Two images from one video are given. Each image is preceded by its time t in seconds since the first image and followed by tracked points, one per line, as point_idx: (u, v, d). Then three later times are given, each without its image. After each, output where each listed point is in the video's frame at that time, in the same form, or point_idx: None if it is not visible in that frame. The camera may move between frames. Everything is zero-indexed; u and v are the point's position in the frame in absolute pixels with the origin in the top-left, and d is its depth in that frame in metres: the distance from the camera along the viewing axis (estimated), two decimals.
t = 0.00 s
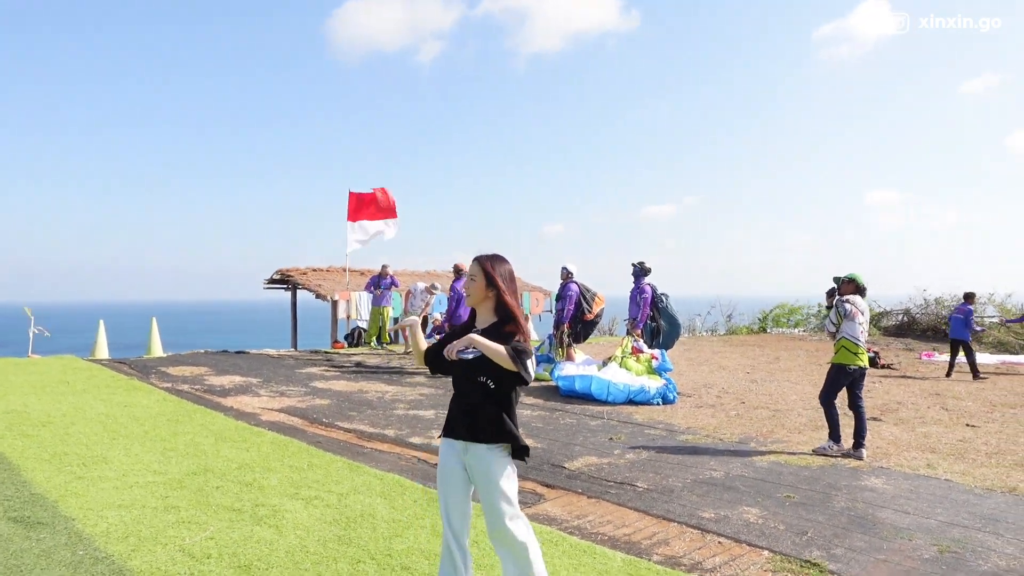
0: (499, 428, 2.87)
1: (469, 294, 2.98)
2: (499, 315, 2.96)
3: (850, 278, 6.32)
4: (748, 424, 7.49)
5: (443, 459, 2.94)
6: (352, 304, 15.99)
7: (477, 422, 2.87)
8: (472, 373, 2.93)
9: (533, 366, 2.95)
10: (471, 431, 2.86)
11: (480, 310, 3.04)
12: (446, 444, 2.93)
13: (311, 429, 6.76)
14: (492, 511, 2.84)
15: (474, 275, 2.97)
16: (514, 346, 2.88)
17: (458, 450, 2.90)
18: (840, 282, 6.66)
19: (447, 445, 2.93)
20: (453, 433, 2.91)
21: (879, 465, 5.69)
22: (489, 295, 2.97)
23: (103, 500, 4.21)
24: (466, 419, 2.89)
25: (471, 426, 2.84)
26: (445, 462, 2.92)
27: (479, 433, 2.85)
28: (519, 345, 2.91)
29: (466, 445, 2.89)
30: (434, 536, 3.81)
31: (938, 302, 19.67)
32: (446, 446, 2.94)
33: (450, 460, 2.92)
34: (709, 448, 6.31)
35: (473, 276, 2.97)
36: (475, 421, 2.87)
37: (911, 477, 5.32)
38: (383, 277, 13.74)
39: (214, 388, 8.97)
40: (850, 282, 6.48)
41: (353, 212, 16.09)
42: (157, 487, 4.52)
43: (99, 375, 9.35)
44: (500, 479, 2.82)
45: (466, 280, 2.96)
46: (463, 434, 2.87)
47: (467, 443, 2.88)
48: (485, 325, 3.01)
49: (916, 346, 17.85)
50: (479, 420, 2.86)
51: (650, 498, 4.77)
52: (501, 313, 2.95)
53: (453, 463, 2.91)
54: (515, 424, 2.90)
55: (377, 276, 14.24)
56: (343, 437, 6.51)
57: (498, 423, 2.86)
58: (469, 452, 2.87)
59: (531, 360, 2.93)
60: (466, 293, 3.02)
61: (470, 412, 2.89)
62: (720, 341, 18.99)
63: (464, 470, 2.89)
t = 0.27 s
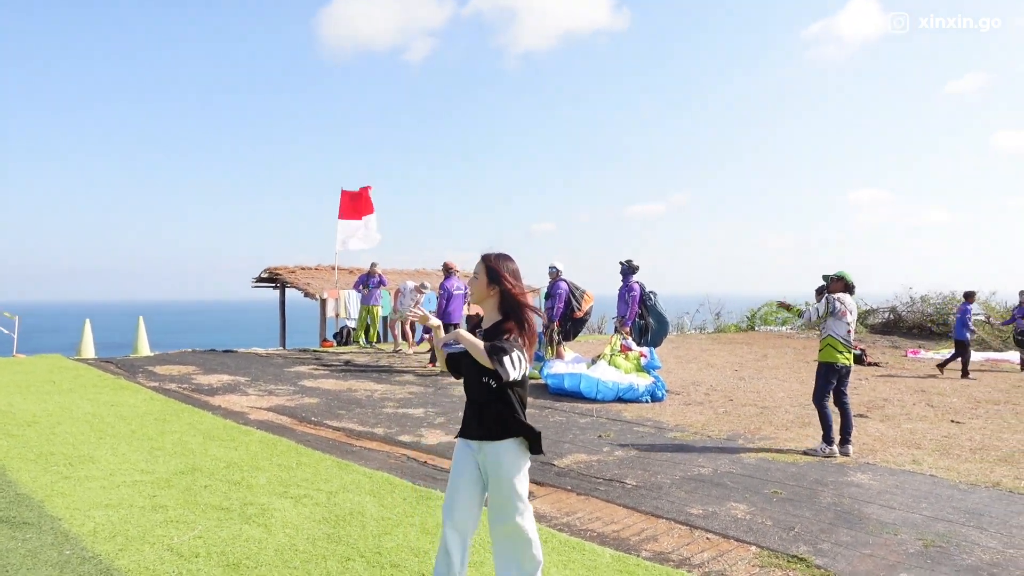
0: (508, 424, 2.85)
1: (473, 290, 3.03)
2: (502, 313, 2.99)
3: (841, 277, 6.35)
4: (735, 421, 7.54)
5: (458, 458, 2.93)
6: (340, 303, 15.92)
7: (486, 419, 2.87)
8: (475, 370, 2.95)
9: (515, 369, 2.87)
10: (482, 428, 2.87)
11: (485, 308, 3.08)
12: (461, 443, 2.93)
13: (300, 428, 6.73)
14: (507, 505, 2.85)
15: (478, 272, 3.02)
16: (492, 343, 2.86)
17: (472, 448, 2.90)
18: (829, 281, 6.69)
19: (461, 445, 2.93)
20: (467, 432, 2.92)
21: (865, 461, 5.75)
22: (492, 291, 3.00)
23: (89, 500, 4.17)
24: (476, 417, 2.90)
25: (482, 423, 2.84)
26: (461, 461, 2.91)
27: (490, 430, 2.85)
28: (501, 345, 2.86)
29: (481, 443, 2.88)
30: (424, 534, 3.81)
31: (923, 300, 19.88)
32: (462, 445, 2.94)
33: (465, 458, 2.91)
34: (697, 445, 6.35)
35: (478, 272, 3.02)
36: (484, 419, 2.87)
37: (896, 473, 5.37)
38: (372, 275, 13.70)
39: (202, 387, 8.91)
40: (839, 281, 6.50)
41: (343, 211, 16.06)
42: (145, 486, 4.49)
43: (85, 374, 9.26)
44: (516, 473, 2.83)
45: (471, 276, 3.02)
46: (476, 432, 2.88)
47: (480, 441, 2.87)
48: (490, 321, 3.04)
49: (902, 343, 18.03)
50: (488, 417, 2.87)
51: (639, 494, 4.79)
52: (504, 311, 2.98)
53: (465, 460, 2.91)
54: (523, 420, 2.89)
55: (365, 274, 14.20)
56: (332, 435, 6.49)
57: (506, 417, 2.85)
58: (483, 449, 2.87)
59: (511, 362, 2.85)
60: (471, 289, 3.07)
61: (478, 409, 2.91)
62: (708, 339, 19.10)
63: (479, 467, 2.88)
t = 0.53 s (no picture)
0: (501, 423, 2.85)
1: (470, 288, 3.03)
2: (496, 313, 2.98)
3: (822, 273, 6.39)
4: (722, 419, 7.58)
5: (457, 455, 2.93)
6: (327, 302, 15.90)
7: (481, 417, 2.87)
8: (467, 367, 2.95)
9: (491, 378, 2.82)
10: (478, 425, 2.87)
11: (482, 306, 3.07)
12: (461, 440, 2.94)
13: (286, 428, 6.69)
14: (506, 502, 2.85)
15: (476, 270, 3.02)
16: (466, 351, 2.85)
17: (471, 444, 2.90)
18: (810, 280, 6.72)
19: (461, 441, 2.93)
20: (466, 429, 2.93)
21: (850, 458, 5.81)
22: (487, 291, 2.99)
23: (71, 501, 4.12)
24: (472, 415, 2.91)
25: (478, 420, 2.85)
26: (460, 457, 2.91)
27: (486, 427, 2.85)
28: (477, 352, 2.84)
29: (479, 440, 2.88)
30: (411, 533, 3.80)
31: (906, 298, 20.10)
32: (461, 442, 2.94)
33: (464, 454, 2.91)
34: (684, 443, 6.38)
35: (475, 271, 3.02)
36: (479, 416, 2.88)
37: (880, 469, 5.43)
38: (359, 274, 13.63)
39: (187, 387, 8.83)
40: (820, 279, 6.53)
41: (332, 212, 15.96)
42: (128, 487, 4.44)
43: (68, 374, 9.14)
44: (515, 471, 2.82)
45: (469, 274, 3.03)
46: (473, 429, 2.88)
47: (479, 438, 2.87)
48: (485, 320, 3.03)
49: (885, 341, 18.23)
50: (483, 414, 2.87)
51: (626, 493, 4.81)
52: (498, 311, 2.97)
53: (465, 456, 2.91)
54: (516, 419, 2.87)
55: (352, 273, 14.13)
56: (319, 435, 6.45)
57: (501, 414, 2.85)
58: (481, 446, 2.87)
59: (485, 371, 2.81)
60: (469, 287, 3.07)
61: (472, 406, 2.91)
62: (695, 338, 19.20)
63: (478, 464, 2.88)
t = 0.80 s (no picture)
0: (489, 423, 2.84)
1: (464, 287, 3.02)
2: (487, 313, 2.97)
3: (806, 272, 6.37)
4: (710, 417, 7.62)
5: (443, 455, 2.91)
6: (316, 301, 15.82)
7: (468, 416, 2.86)
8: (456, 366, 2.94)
9: (482, 377, 2.84)
10: (465, 425, 2.86)
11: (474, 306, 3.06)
12: (446, 440, 2.91)
13: (274, 427, 6.65)
14: (492, 503, 2.85)
15: (471, 270, 3.01)
16: (458, 349, 2.85)
17: (457, 445, 2.88)
18: (794, 278, 6.67)
19: (446, 441, 2.91)
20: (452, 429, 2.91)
21: (837, 456, 5.85)
22: (480, 291, 2.98)
23: (56, 502, 4.07)
24: (459, 414, 2.89)
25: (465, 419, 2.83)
26: (446, 457, 2.89)
27: (473, 427, 2.84)
28: (469, 351, 2.84)
29: (465, 440, 2.87)
30: (400, 533, 3.79)
31: (893, 297, 20.30)
32: (446, 442, 2.92)
33: (450, 455, 2.89)
34: (673, 441, 6.41)
35: (470, 270, 3.01)
36: (466, 416, 2.86)
37: (867, 467, 5.48)
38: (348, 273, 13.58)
39: (174, 386, 8.77)
40: (804, 278, 6.48)
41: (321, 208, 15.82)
42: (115, 488, 4.40)
43: (52, 374, 9.04)
44: (502, 472, 2.82)
45: (464, 272, 3.01)
46: (460, 428, 2.87)
47: (465, 438, 2.86)
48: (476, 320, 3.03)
49: (872, 340, 18.39)
50: (471, 414, 2.86)
51: (615, 491, 4.82)
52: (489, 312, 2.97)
53: (452, 457, 2.89)
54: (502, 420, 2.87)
55: (341, 271, 14.08)
56: (307, 434, 6.42)
57: (490, 412, 2.85)
58: (467, 446, 2.86)
59: (477, 370, 2.83)
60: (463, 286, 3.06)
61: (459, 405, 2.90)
62: (684, 336, 19.29)
63: (464, 465, 2.87)
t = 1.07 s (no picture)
0: (481, 425, 2.84)
1: (452, 287, 3.00)
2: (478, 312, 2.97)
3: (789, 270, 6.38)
4: (697, 416, 7.66)
5: (432, 456, 2.91)
6: (302, 300, 15.74)
7: (460, 417, 2.85)
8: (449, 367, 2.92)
9: (480, 376, 2.82)
10: (456, 426, 2.85)
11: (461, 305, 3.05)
12: (435, 440, 2.91)
13: (260, 428, 6.60)
14: (481, 506, 2.84)
15: (458, 269, 2.99)
16: (456, 351, 2.81)
17: (446, 446, 2.87)
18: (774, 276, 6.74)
19: (435, 441, 2.90)
20: (441, 429, 2.90)
21: (823, 454, 5.91)
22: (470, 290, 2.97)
23: (39, 505, 4.02)
24: (450, 414, 2.88)
25: (455, 420, 2.83)
26: (435, 459, 2.89)
27: (464, 428, 2.84)
28: (467, 352, 2.82)
29: (454, 441, 2.86)
30: (388, 534, 3.78)
31: (876, 295, 20.53)
32: (435, 442, 2.91)
33: (439, 456, 2.88)
34: (661, 440, 6.43)
35: (458, 270, 2.99)
36: (458, 417, 2.86)
37: (852, 465, 5.53)
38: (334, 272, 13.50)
39: (158, 387, 8.68)
40: (785, 276, 6.56)
41: (308, 207, 15.70)
42: (99, 490, 4.35)
43: (34, 375, 8.92)
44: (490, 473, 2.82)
45: (452, 272, 2.99)
46: (450, 428, 2.86)
47: (454, 439, 2.85)
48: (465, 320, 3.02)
49: (856, 338, 18.59)
50: (462, 415, 2.85)
51: (603, 490, 4.83)
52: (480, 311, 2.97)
53: (441, 459, 2.88)
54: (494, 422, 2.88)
55: (327, 271, 14.00)
56: (294, 435, 6.38)
57: (480, 414, 2.84)
58: (456, 448, 2.85)
59: (475, 370, 2.81)
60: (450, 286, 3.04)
61: (451, 406, 2.88)
62: (670, 335, 19.39)
63: (453, 466, 2.87)
